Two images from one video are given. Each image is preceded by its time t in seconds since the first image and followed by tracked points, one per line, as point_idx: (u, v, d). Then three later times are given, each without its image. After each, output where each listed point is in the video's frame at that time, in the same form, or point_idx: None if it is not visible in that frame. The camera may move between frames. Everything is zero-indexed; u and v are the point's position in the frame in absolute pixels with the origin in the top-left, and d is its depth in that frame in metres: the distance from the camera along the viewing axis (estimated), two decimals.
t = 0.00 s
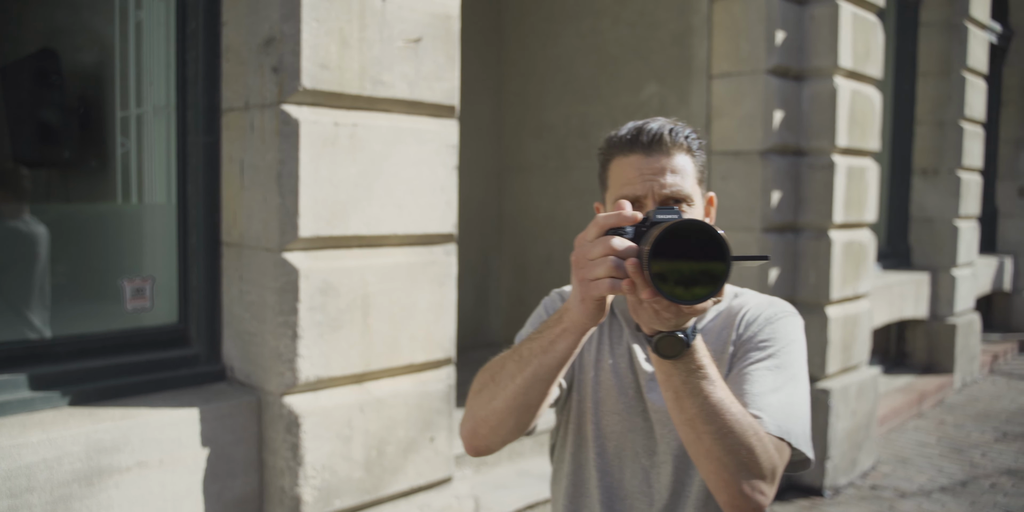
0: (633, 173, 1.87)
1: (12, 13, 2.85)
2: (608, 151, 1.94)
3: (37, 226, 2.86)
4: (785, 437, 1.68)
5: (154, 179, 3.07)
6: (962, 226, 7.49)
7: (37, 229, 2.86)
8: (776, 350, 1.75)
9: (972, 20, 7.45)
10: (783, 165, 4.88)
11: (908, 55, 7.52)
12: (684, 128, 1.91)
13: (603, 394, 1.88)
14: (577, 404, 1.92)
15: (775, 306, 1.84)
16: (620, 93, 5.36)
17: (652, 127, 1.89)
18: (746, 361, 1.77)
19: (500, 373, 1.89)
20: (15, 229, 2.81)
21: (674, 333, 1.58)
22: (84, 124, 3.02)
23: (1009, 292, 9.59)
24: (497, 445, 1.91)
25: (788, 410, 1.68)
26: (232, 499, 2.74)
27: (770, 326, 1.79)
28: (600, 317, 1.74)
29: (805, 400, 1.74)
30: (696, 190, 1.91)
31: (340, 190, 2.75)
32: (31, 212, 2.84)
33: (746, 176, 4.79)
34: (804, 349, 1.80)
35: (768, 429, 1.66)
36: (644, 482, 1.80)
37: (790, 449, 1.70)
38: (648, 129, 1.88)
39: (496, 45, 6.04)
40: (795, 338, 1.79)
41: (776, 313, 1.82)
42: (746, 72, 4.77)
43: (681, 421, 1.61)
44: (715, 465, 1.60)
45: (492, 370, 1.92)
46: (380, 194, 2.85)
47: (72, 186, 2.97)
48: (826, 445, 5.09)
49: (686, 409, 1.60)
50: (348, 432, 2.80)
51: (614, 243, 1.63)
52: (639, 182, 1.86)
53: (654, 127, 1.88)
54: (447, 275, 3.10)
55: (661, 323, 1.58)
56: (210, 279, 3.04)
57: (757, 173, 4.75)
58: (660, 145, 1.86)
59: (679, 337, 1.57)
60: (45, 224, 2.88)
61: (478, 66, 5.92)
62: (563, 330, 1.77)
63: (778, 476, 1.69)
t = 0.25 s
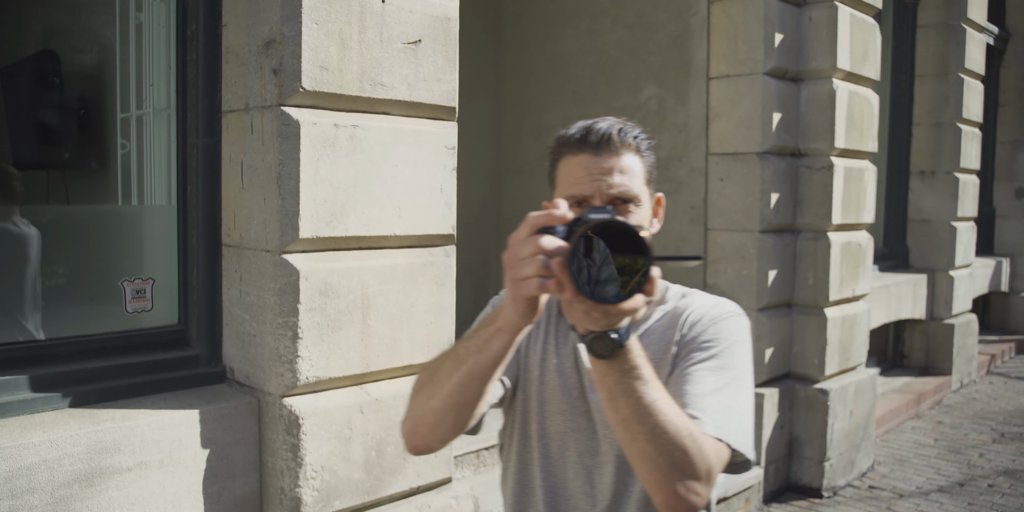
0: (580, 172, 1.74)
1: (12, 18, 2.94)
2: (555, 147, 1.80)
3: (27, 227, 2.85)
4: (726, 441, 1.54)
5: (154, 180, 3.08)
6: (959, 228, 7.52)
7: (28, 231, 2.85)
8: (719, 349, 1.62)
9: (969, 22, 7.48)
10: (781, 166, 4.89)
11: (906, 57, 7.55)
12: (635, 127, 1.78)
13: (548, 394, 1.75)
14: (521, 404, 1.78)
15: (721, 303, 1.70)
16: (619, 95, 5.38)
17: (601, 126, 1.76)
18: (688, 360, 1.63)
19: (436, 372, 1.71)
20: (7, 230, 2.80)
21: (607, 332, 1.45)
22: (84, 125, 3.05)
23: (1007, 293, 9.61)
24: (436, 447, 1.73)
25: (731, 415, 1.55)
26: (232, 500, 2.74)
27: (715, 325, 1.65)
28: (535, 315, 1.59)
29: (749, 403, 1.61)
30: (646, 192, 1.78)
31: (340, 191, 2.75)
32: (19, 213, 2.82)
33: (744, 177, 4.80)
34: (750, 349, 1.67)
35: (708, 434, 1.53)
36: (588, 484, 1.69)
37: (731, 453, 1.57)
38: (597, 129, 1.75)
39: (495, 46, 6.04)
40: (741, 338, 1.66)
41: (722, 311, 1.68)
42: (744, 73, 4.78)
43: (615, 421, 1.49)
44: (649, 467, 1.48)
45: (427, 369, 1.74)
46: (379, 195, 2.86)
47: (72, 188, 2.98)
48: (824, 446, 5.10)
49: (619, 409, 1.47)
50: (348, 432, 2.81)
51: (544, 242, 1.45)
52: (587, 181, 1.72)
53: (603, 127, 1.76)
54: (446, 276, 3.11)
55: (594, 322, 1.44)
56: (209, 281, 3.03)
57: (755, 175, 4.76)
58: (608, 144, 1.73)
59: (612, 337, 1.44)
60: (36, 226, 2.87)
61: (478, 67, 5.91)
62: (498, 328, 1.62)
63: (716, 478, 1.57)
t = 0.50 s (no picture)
0: (520, 174, 1.74)
1: (10, 16, 2.91)
2: (499, 150, 1.81)
3: (13, 228, 2.83)
4: (658, 444, 1.53)
5: (155, 181, 3.08)
6: (959, 228, 7.52)
7: (14, 232, 2.83)
8: (656, 352, 1.61)
9: (968, 22, 7.47)
10: (781, 166, 4.89)
11: (906, 58, 7.56)
12: (577, 129, 1.79)
13: (487, 395, 1.76)
14: (460, 406, 1.80)
15: (662, 308, 1.72)
16: (619, 96, 5.38)
17: (544, 127, 1.76)
18: (625, 363, 1.63)
19: (367, 372, 1.71)
20: None
21: (531, 335, 1.41)
22: (83, 126, 3.05)
23: (1007, 293, 9.62)
24: (369, 448, 1.72)
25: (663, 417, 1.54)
26: (232, 500, 2.74)
27: (653, 328, 1.66)
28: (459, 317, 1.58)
29: (685, 406, 1.60)
30: (589, 193, 1.78)
31: (340, 191, 2.75)
32: (6, 215, 2.81)
33: (744, 178, 4.80)
34: (690, 353, 1.66)
35: (638, 436, 1.52)
36: (525, 486, 1.69)
37: (664, 456, 1.56)
38: (539, 130, 1.75)
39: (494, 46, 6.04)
40: (680, 342, 1.65)
41: (662, 315, 1.69)
42: (744, 74, 4.78)
43: (542, 424, 1.46)
44: (576, 470, 1.46)
45: (360, 369, 1.74)
46: (379, 195, 2.86)
47: (72, 188, 3.00)
48: (824, 446, 5.10)
49: (546, 412, 1.45)
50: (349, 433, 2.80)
51: (462, 244, 1.46)
52: (528, 183, 1.72)
53: (545, 128, 1.76)
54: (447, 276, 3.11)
55: (516, 325, 1.41)
56: (210, 281, 3.02)
57: (756, 175, 4.75)
58: (550, 145, 1.73)
59: (535, 341, 1.41)
60: (22, 228, 2.85)
61: (478, 67, 5.90)
62: (424, 329, 1.61)
63: (650, 481, 1.55)
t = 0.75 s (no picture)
0: (469, 174, 1.74)
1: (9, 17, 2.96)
2: (449, 150, 1.80)
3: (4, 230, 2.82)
4: (598, 445, 1.52)
5: (154, 181, 3.08)
6: (959, 228, 7.52)
7: (8, 234, 2.82)
8: (601, 353, 1.62)
9: (968, 22, 7.47)
10: (781, 166, 4.89)
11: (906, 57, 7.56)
12: (528, 128, 1.79)
13: (435, 397, 1.78)
14: (411, 408, 1.82)
15: (610, 308, 1.73)
16: (619, 95, 5.38)
17: (493, 127, 1.75)
18: (570, 364, 1.63)
19: (307, 374, 1.73)
20: None
21: (463, 338, 1.41)
22: (82, 126, 3.07)
23: (1006, 293, 9.62)
24: (312, 449, 1.74)
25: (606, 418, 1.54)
26: (232, 501, 2.74)
27: (599, 329, 1.67)
28: (392, 319, 1.58)
29: (630, 407, 1.60)
30: (539, 193, 1.78)
31: (340, 191, 2.75)
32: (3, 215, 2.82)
33: (745, 178, 4.80)
34: (637, 353, 1.66)
35: (578, 437, 1.51)
36: (471, 488, 1.71)
37: (608, 458, 1.55)
38: (488, 130, 1.74)
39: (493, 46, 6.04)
40: (626, 343, 1.66)
41: (609, 315, 1.71)
42: (744, 74, 4.78)
43: (478, 426, 1.47)
44: (513, 472, 1.45)
45: (302, 372, 1.77)
46: (379, 195, 2.86)
47: (71, 187, 3.03)
48: (824, 447, 5.09)
49: (481, 414, 1.45)
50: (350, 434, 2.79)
51: (389, 244, 1.44)
52: (477, 183, 1.72)
53: (494, 128, 1.76)
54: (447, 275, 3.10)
55: (448, 327, 1.40)
56: (210, 280, 3.01)
57: (756, 175, 4.75)
58: (499, 145, 1.73)
59: (468, 343, 1.40)
60: (11, 228, 2.84)
61: (477, 67, 5.89)
62: (357, 331, 1.62)
63: (593, 484, 1.54)
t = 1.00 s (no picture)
0: (444, 177, 1.74)
1: (10, 17, 2.85)
2: (423, 153, 1.80)
3: None
4: (567, 450, 1.50)
5: (154, 181, 3.08)
6: (959, 228, 7.52)
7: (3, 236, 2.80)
8: (572, 358, 1.62)
9: (968, 23, 7.47)
10: (781, 167, 4.88)
11: (906, 58, 7.56)
12: (502, 131, 1.79)
13: (411, 400, 1.79)
14: (386, 410, 1.83)
15: (583, 313, 1.74)
16: (619, 96, 5.37)
17: (467, 130, 1.75)
18: (542, 369, 1.64)
19: (277, 376, 1.74)
20: None
21: (429, 343, 1.38)
22: (82, 127, 3.03)
23: (1006, 293, 9.62)
24: (284, 450, 1.77)
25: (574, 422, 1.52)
26: (232, 501, 2.73)
27: (571, 333, 1.68)
28: (356, 323, 1.56)
29: (601, 412, 1.58)
30: (513, 196, 1.78)
31: (340, 191, 2.74)
32: (4, 215, 2.79)
33: (745, 178, 4.79)
34: (609, 358, 1.66)
35: (545, 441, 1.50)
36: (443, 492, 1.71)
37: (577, 463, 1.53)
38: (462, 133, 1.74)
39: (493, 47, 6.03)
40: (598, 348, 1.66)
41: (581, 320, 1.71)
42: (744, 74, 4.78)
43: (444, 431, 1.45)
44: (478, 478, 1.44)
45: (274, 373, 1.78)
46: (379, 195, 2.85)
47: (71, 189, 2.99)
48: (824, 447, 5.09)
49: (446, 419, 1.43)
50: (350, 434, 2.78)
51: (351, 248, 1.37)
52: (450, 186, 1.72)
53: (468, 130, 1.75)
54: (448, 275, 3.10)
55: (414, 332, 1.36)
56: (210, 280, 3.01)
57: (756, 176, 4.75)
58: (472, 149, 1.73)
59: (432, 349, 1.38)
60: (10, 228, 2.82)
61: (477, 68, 5.89)
62: (323, 334, 1.61)
63: (562, 490, 1.51)
